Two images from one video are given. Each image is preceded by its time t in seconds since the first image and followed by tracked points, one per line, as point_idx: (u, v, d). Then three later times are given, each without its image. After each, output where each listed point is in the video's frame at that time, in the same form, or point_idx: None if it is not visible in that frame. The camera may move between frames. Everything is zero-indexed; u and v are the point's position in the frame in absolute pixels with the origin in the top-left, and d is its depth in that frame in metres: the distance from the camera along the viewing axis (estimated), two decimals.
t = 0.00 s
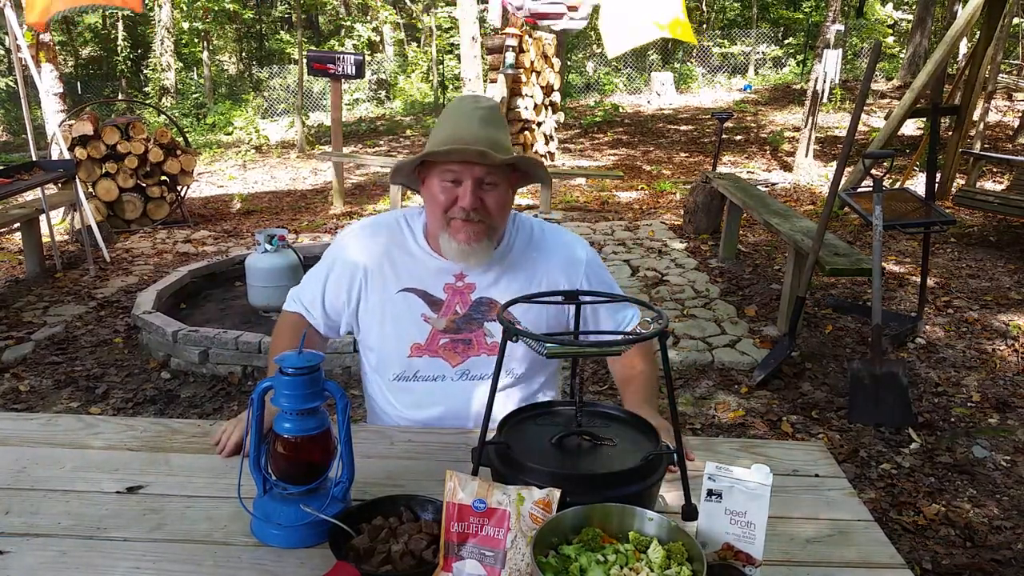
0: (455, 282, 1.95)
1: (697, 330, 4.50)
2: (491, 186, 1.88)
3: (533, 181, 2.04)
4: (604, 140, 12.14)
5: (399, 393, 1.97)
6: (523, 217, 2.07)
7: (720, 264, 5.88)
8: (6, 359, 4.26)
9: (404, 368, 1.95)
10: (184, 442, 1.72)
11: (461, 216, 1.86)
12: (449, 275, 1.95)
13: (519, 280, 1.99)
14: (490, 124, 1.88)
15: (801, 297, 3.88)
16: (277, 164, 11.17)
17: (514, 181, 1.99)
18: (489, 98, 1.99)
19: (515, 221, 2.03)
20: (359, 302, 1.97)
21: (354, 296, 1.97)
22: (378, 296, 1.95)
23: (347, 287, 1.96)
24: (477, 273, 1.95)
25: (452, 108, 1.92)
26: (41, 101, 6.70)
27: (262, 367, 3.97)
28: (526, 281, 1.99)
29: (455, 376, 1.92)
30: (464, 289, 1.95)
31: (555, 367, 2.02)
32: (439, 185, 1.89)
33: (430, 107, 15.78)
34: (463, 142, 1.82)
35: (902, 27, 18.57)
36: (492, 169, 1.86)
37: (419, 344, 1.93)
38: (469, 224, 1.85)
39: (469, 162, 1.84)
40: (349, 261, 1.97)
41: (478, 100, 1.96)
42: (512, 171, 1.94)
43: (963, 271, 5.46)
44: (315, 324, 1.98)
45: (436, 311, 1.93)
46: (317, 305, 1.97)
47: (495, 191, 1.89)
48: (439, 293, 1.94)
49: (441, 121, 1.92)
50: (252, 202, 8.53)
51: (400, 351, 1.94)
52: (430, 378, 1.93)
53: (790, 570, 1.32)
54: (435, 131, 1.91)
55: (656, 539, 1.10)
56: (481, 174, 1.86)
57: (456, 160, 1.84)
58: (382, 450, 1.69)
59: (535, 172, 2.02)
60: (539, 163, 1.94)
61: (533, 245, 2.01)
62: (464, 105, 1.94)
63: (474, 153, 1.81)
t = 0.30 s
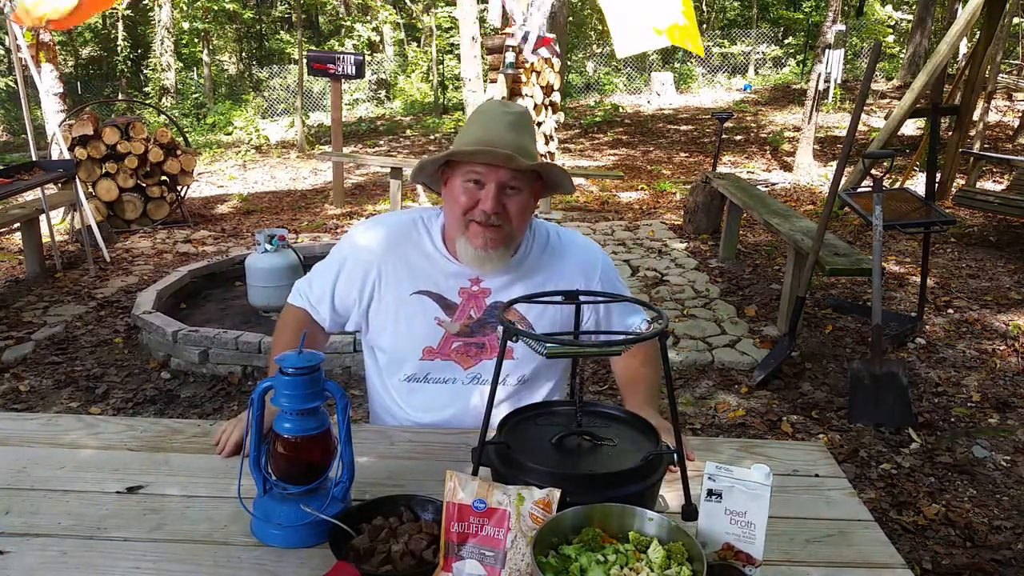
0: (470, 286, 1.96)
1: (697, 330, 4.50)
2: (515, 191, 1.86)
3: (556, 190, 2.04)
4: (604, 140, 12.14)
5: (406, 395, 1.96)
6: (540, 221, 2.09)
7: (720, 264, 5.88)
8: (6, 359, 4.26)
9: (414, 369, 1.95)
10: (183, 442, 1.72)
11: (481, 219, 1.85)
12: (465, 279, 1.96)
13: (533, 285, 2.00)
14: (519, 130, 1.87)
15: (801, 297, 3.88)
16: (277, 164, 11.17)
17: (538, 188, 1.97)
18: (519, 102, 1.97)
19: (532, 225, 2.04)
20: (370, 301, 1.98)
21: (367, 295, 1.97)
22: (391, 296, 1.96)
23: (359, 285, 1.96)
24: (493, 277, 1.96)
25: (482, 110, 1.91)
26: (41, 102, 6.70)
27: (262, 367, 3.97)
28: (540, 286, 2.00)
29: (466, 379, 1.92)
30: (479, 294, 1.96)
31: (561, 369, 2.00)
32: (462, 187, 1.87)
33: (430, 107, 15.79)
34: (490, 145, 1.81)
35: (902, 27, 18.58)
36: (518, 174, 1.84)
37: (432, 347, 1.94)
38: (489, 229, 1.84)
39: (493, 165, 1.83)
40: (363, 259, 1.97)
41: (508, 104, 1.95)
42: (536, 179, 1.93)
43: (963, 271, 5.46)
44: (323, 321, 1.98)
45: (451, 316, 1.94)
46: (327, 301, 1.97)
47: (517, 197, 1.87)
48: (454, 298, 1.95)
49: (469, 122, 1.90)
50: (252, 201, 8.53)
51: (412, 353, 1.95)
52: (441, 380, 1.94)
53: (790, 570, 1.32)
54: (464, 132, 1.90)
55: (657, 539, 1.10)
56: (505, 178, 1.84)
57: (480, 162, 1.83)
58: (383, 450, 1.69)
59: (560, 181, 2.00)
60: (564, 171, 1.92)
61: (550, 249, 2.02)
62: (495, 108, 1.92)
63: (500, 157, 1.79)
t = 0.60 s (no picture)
0: (472, 274, 1.97)
1: (697, 330, 4.50)
2: (515, 173, 1.91)
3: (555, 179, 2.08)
4: (604, 140, 12.14)
5: (407, 386, 1.96)
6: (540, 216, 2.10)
7: (720, 264, 5.88)
8: (6, 359, 4.26)
9: (415, 358, 1.94)
10: (182, 442, 1.72)
11: (483, 201, 1.89)
12: (467, 268, 1.97)
13: (535, 275, 2.00)
14: (521, 116, 1.92)
15: (801, 298, 3.88)
16: (277, 164, 11.16)
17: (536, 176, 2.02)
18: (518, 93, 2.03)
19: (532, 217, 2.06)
20: (373, 293, 1.98)
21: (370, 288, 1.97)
22: (393, 287, 1.96)
23: (362, 276, 1.97)
24: (494, 266, 1.97)
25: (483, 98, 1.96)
26: (42, 102, 6.69)
27: (262, 367, 3.97)
28: (541, 276, 2.00)
29: (465, 369, 1.91)
30: (480, 282, 1.97)
31: (557, 369, 1.99)
32: (463, 170, 1.91)
33: (430, 107, 15.78)
34: (491, 126, 1.85)
35: (902, 27, 18.58)
36: (517, 156, 1.89)
37: (432, 335, 1.93)
38: (490, 210, 1.88)
39: (494, 146, 1.87)
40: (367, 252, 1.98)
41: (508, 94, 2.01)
42: (535, 165, 1.97)
43: (963, 271, 5.46)
44: (325, 315, 1.97)
45: (452, 303, 1.94)
46: (330, 295, 1.97)
47: (517, 179, 1.91)
48: (456, 285, 1.96)
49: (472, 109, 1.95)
50: (253, 201, 8.53)
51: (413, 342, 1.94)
52: (441, 369, 1.92)
53: (790, 570, 1.32)
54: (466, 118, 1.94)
55: (656, 539, 1.10)
56: (505, 160, 1.89)
57: (482, 143, 1.87)
58: (383, 450, 1.69)
59: (557, 169, 2.05)
60: (563, 156, 1.97)
61: (550, 242, 2.03)
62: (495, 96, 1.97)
63: (500, 136, 1.84)
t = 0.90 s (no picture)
0: (468, 258, 2.00)
1: (697, 330, 4.50)
2: (508, 156, 1.94)
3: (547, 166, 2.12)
4: (604, 140, 12.14)
5: (405, 370, 1.96)
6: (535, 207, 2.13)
7: (720, 264, 5.88)
8: (6, 359, 4.26)
9: (412, 340, 1.95)
10: (183, 442, 1.72)
11: (478, 183, 1.91)
12: (462, 252, 2.00)
13: (528, 260, 2.02)
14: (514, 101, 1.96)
15: (801, 297, 3.88)
16: (277, 164, 11.16)
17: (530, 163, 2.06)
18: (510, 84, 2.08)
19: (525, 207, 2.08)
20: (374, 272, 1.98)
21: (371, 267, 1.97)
22: (393, 267, 1.97)
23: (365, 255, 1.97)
24: (489, 249, 2.00)
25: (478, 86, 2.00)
26: (41, 102, 6.69)
27: (262, 367, 3.97)
28: (534, 262, 2.02)
29: (461, 351, 1.92)
30: (475, 266, 2.00)
31: (555, 369, 2.01)
32: (458, 154, 1.94)
33: (430, 107, 15.78)
34: (485, 108, 1.89)
35: (902, 27, 18.58)
36: (510, 139, 1.93)
37: (431, 317, 1.95)
38: (485, 192, 1.90)
39: (489, 129, 1.91)
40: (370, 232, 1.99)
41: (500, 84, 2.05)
42: (528, 151, 2.01)
43: (963, 271, 5.46)
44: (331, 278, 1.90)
45: (448, 286, 1.96)
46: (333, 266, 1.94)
47: (511, 162, 1.94)
48: (451, 268, 1.99)
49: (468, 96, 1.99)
50: (252, 201, 8.53)
51: (411, 323, 1.95)
52: (439, 352, 1.93)
53: (789, 570, 1.32)
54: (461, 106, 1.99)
55: (656, 539, 1.10)
56: (499, 143, 1.92)
57: (477, 126, 1.91)
58: (382, 450, 1.69)
59: (551, 157, 2.09)
60: (553, 141, 2.01)
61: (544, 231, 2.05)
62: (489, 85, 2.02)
63: (494, 117, 1.88)
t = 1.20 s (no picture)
0: (467, 252, 2.00)
1: (697, 330, 4.50)
2: (507, 148, 1.93)
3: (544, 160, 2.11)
4: (604, 140, 12.14)
5: (404, 361, 1.96)
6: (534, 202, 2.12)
7: (720, 264, 5.88)
8: (6, 359, 4.26)
9: (413, 330, 1.95)
10: (182, 442, 1.72)
11: (478, 174, 1.90)
12: (462, 245, 2.00)
13: (524, 253, 2.01)
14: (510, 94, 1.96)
15: (800, 297, 3.88)
16: (277, 164, 11.17)
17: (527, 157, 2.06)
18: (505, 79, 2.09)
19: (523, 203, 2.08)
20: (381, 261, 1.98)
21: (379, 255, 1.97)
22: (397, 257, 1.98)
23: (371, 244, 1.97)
24: (488, 242, 2.00)
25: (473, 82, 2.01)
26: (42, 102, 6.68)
27: (262, 367, 3.97)
28: (534, 256, 2.01)
29: (461, 343, 1.93)
30: (475, 259, 2.00)
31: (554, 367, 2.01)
32: (456, 146, 1.93)
33: (430, 107, 15.79)
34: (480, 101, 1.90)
35: (902, 27, 18.59)
36: (508, 131, 1.93)
37: (432, 307, 1.95)
38: (484, 183, 1.89)
39: (486, 121, 1.92)
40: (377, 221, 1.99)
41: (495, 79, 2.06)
42: (526, 143, 2.01)
43: (963, 271, 5.46)
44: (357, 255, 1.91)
45: (448, 278, 1.98)
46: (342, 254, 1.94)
47: (510, 152, 1.93)
48: (452, 261, 1.99)
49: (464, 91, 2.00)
50: (252, 201, 8.53)
51: (413, 314, 1.96)
52: (439, 343, 1.94)
53: (789, 570, 1.32)
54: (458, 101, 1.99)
55: (657, 540, 1.10)
56: (497, 135, 1.92)
57: (475, 118, 1.91)
58: (382, 450, 1.69)
59: (548, 150, 2.09)
60: (551, 133, 2.02)
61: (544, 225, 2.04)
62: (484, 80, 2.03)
63: (491, 108, 1.88)
